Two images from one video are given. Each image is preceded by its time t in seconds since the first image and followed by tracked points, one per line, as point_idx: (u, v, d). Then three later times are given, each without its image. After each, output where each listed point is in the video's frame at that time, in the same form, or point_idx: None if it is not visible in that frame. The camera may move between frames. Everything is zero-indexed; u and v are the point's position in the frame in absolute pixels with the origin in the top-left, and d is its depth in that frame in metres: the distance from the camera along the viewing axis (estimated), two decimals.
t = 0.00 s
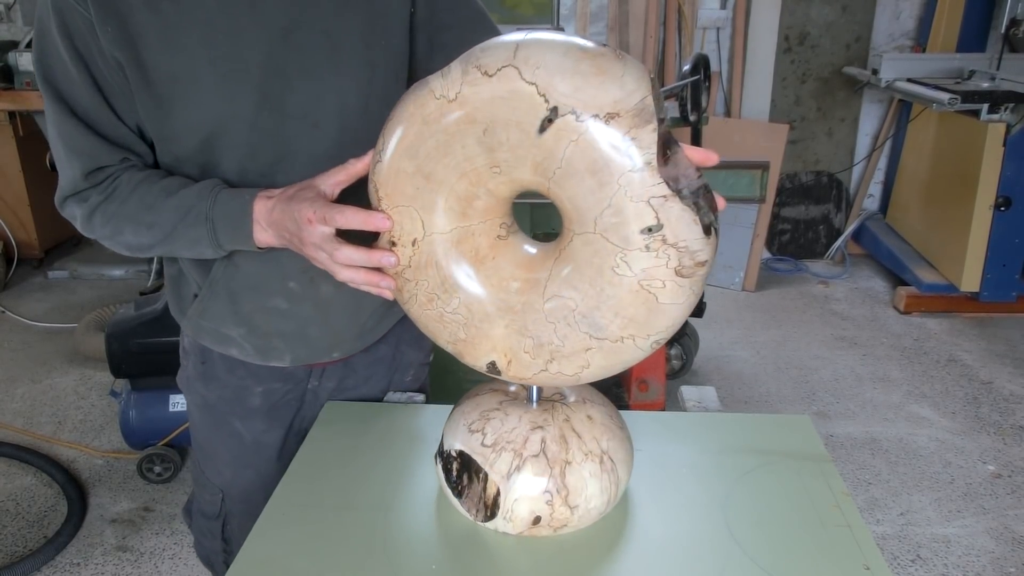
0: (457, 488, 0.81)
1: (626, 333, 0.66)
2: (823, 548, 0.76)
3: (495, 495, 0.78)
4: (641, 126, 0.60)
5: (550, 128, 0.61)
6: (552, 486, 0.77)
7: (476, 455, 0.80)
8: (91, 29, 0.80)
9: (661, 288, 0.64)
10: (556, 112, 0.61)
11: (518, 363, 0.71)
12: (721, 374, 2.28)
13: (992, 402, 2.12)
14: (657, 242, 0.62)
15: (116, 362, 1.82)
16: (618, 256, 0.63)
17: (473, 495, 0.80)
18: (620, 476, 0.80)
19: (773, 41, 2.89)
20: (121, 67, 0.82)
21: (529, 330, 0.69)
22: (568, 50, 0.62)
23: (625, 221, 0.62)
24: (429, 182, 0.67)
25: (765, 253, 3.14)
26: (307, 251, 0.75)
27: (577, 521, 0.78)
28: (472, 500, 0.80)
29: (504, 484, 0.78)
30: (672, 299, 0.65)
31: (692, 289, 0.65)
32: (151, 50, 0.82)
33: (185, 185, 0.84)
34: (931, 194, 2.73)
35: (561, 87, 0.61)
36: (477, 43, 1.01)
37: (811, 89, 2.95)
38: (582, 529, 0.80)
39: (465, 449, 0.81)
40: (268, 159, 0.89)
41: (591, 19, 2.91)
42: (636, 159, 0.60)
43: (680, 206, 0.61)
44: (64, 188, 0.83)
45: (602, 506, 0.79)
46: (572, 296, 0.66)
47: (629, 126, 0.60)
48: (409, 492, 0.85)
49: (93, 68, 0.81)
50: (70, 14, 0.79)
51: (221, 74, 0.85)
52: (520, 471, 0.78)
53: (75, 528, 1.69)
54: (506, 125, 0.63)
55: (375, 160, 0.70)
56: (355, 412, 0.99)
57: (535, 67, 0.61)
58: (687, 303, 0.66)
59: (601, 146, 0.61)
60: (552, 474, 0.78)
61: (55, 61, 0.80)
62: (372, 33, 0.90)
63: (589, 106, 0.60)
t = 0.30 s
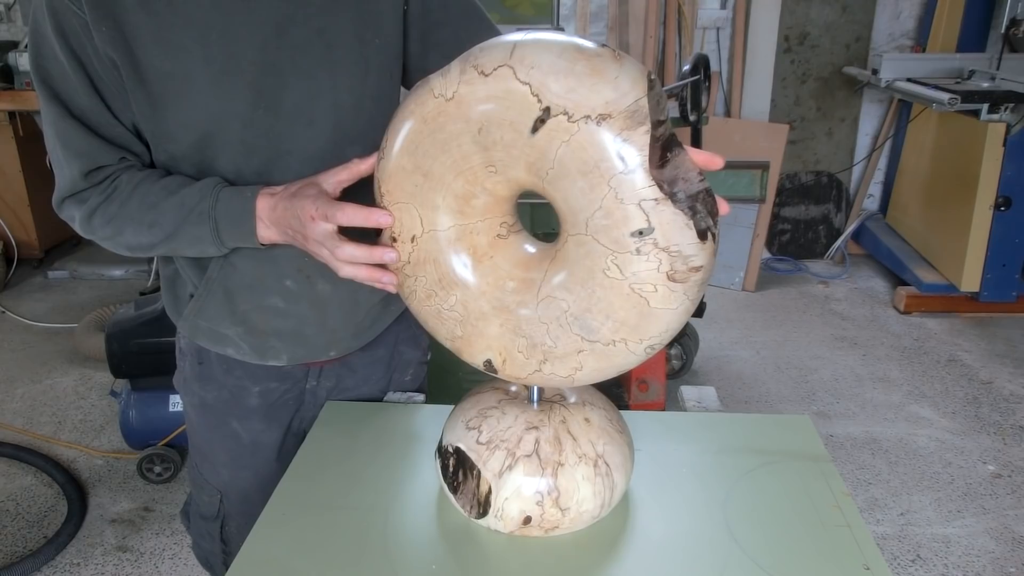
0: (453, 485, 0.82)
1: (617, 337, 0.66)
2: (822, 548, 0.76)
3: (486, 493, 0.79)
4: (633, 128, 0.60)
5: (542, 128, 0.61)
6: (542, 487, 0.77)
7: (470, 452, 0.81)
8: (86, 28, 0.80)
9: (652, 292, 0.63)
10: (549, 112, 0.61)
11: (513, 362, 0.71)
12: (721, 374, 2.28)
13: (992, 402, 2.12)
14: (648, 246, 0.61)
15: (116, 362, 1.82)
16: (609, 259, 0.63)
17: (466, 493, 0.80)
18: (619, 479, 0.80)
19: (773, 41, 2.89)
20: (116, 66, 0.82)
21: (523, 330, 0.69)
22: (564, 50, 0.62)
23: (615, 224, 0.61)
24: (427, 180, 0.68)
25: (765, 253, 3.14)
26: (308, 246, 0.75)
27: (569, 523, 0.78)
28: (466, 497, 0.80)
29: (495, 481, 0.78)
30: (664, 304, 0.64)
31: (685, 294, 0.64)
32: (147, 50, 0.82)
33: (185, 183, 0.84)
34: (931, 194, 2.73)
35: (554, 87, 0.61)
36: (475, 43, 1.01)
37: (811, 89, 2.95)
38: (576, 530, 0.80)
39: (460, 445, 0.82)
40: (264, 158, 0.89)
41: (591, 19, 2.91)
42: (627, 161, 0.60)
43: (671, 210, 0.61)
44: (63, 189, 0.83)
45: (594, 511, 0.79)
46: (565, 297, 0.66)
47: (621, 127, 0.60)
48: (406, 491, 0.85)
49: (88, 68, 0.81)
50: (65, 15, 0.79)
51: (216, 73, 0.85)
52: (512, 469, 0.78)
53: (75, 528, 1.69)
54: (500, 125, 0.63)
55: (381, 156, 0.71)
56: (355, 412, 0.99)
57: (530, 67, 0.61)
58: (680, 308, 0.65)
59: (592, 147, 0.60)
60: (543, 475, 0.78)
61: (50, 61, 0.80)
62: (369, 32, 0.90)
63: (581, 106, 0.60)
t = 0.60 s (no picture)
0: (448, 481, 0.82)
1: (606, 341, 0.66)
2: (822, 548, 0.76)
3: (475, 492, 0.79)
4: (623, 129, 0.60)
5: (532, 129, 0.62)
6: (528, 489, 0.77)
7: (464, 451, 0.81)
8: (85, 29, 0.80)
9: (640, 297, 0.63)
10: (538, 112, 0.61)
11: (506, 363, 0.71)
12: (721, 374, 2.28)
13: (992, 402, 2.12)
14: (634, 250, 0.61)
15: (116, 362, 1.82)
16: (597, 261, 0.63)
17: (459, 490, 0.81)
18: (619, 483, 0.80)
19: (773, 41, 2.89)
20: (114, 67, 0.82)
21: (515, 330, 0.69)
22: (557, 51, 0.62)
23: (603, 227, 0.61)
24: (423, 177, 0.68)
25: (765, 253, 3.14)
26: (309, 245, 0.75)
27: (558, 526, 0.78)
28: (459, 494, 0.81)
29: (485, 479, 0.79)
30: (652, 309, 0.64)
31: (675, 301, 0.64)
32: (146, 50, 0.82)
33: (183, 183, 0.84)
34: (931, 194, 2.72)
35: (545, 88, 0.61)
36: (474, 43, 1.01)
37: (811, 89, 2.95)
38: (570, 534, 0.79)
39: (455, 442, 0.82)
40: (263, 159, 0.89)
41: (591, 19, 2.91)
42: (616, 162, 0.60)
43: (659, 214, 0.60)
44: (61, 189, 0.83)
45: (584, 516, 0.78)
46: (555, 300, 0.66)
47: (610, 129, 0.60)
48: (405, 491, 0.85)
49: (86, 69, 0.81)
50: (64, 16, 0.79)
51: (215, 73, 0.85)
52: (501, 469, 0.78)
53: (75, 528, 1.69)
54: (492, 125, 0.63)
55: (382, 153, 0.71)
56: (355, 411, 0.99)
57: (522, 67, 0.62)
58: (671, 314, 0.65)
59: (579, 149, 0.60)
60: (531, 476, 0.78)
61: (49, 63, 0.80)
62: (370, 31, 0.90)
63: (569, 106, 0.60)
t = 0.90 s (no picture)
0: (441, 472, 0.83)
1: (588, 346, 0.67)
2: (822, 548, 0.76)
3: (462, 488, 0.80)
4: (604, 132, 0.61)
5: (519, 129, 0.63)
6: (510, 490, 0.78)
7: (456, 447, 0.82)
8: (85, 28, 0.80)
9: (621, 303, 0.64)
10: (525, 112, 0.63)
11: (497, 361, 0.73)
12: (721, 374, 2.28)
13: (992, 402, 2.12)
14: (614, 254, 0.62)
15: (115, 362, 1.82)
16: (579, 264, 0.64)
17: (451, 485, 0.81)
18: (615, 490, 0.80)
19: (773, 41, 2.89)
20: (115, 67, 0.82)
21: (504, 329, 0.71)
22: (547, 52, 0.64)
23: (583, 230, 0.62)
24: (422, 174, 0.71)
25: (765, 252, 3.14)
26: (310, 245, 0.75)
27: (541, 529, 0.78)
28: (449, 490, 0.82)
29: (471, 476, 0.79)
30: (633, 316, 0.64)
31: (657, 309, 0.64)
32: (146, 50, 0.82)
33: (183, 183, 0.84)
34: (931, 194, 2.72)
35: (531, 89, 0.63)
36: (475, 43, 1.01)
37: (811, 89, 2.95)
38: (555, 538, 0.79)
39: (449, 436, 0.83)
40: (262, 159, 0.89)
41: (591, 19, 2.91)
42: (598, 165, 0.61)
43: (640, 220, 0.61)
44: (59, 188, 0.83)
45: (569, 521, 0.78)
46: (541, 301, 0.68)
47: (591, 132, 0.61)
48: (406, 491, 0.85)
49: (87, 69, 0.81)
50: (64, 15, 0.80)
51: (215, 73, 0.85)
52: (488, 467, 0.79)
53: (75, 528, 1.69)
54: (482, 125, 0.66)
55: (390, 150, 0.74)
56: (355, 409, 1.00)
57: (512, 68, 0.64)
58: (654, 322, 0.65)
59: (561, 150, 0.62)
60: (515, 477, 0.78)
61: (49, 62, 0.81)
62: (372, 32, 0.90)
63: (553, 107, 0.62)
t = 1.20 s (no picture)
0: (438, 465, 0.84)
1: (576, 347, 0.67)
2: (821, 549, 0.76)
3: (456, 484, 0.80)
4: (589, 133, 0.61)
5: (509, 128, 0.64)
6: (501, 487, 0.78)
7: (452, 442, 0.82)
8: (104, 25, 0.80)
9: (607, 306, 0.64)
10: (516, 111, 0.64)
11: (492, 359, 0.74)
12: (721, 374, 2.28)
13: (992, 402, 2.12)
14: (599, 256, 0.62)
15: (115, 362, 1.82)
16: (566, 265, 0.64)
17: (446, 480, 0.82)
18: (609, 495, 0.79)
19: (773, 41, 2.89)
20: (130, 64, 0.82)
21: (497, 328, 0.72)
22: (541, 52, 0.64)
23: (569, 231, 0.63)
24: (423, 172, 0.71)
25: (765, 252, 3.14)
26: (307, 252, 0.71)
27: (530, 529, 0.78)
28: (443, 486, 0.82)
29: (464, 473, 0.80)
30: (619, 319, 0.65)
31: (642, 312, 0.64)
32: (160, 50, 0.82)
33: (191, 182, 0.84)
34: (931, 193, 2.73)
35: (523, 88, 0.63)
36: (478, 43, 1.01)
37: (811, 89, 2.94)
38: (545, 538, 0.79)
39: (448, 433, 0.84)
40: (273, 158, 0.89)
41: (591, 19, 2.91)
42: (583, 166, 0.61)
43: (624, 223, 0.61)
44: (60, 181, 0.83)
45: (558, 522, 0.78)
46: (531, 301, 0.68)
47: (577, 132, 0.61)
48: (406, 490, 0.86)
49: (101, 65, 0.81)
50: (81, 12, 0.79)
51: (228, 72, 0.85)
52: (481, 463, 0.79)
53: (75, 527, 1.69)
54: (476, 123, 0.66)
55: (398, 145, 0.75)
56: (355, 408, 1.00)
57: (506, 67, 0.64)
58: (641, 325, 0.65)
59: (549, 150, 0.62)
60: (506, 475, 0.78)
61: (64, 57, 0.80)
62: (376, 32, 0.90)
63: (542, 106, 0.62)
